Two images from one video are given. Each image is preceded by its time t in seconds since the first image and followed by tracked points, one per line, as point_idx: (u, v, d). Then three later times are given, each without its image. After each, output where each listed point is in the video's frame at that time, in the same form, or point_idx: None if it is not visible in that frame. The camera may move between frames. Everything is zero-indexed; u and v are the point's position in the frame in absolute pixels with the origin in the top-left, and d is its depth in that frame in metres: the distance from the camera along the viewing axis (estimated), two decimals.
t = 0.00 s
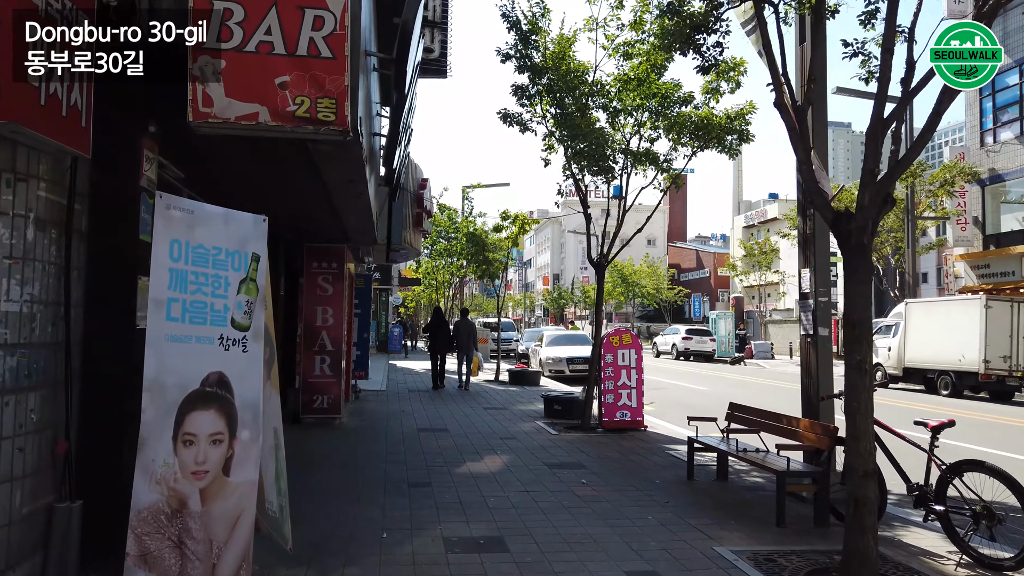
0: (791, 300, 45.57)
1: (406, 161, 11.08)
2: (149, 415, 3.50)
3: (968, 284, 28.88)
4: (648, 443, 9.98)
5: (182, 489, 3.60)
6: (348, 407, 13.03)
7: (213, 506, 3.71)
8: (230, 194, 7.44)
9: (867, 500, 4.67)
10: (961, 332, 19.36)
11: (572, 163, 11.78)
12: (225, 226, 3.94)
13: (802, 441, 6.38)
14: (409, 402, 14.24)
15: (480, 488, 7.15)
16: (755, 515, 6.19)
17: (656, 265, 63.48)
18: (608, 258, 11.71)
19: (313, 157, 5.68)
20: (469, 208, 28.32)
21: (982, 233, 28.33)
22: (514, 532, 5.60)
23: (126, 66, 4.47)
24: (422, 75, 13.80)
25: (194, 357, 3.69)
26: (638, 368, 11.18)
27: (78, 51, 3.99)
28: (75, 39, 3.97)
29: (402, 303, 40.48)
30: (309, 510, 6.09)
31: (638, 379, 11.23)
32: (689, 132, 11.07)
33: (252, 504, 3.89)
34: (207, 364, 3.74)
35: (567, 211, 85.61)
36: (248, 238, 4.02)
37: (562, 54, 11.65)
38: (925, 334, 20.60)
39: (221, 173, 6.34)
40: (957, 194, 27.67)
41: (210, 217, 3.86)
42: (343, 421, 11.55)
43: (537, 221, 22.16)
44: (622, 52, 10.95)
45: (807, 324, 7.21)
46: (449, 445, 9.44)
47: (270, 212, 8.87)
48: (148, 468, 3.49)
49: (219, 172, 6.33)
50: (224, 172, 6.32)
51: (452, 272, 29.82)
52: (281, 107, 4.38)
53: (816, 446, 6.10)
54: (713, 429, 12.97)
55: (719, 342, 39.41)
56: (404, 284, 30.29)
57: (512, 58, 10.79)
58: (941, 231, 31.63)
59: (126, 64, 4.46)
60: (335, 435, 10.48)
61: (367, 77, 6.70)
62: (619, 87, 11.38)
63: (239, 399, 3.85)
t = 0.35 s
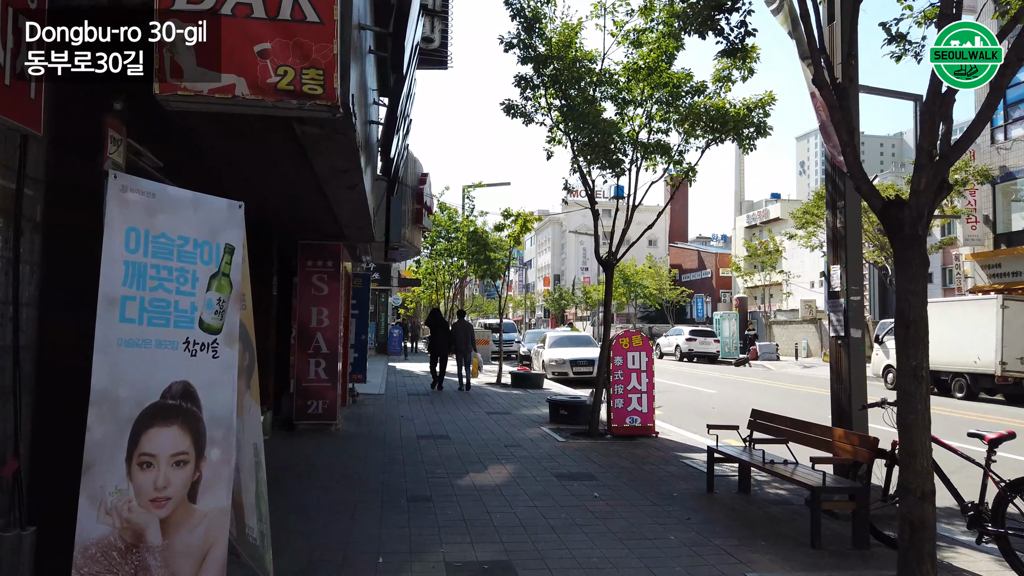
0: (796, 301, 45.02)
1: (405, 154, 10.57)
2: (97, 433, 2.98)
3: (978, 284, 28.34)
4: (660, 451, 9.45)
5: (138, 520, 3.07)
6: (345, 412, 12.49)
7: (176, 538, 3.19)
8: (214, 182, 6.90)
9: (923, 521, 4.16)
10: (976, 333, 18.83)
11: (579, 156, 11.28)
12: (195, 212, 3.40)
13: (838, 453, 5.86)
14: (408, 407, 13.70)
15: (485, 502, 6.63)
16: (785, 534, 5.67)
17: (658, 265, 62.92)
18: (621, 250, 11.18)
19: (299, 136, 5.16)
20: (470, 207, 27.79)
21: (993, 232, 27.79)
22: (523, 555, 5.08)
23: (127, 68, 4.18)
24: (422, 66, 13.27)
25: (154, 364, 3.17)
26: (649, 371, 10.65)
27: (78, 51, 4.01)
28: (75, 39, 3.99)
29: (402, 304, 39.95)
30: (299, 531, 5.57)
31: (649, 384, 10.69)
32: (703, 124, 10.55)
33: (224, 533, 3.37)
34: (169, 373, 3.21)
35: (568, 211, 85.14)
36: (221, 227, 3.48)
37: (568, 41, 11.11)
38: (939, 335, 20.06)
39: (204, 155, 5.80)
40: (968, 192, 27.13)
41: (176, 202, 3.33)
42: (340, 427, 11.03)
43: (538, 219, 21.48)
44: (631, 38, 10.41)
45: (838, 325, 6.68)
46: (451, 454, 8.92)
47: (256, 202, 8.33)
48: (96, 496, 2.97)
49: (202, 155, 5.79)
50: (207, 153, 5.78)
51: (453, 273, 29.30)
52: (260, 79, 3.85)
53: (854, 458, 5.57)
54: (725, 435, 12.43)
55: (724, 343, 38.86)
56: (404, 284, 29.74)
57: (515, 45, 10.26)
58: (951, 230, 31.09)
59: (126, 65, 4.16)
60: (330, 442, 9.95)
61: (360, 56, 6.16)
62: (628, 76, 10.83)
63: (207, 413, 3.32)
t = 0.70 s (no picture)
0: (801, 298, 44.53)
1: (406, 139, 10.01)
2: (30, 440, 2.45)
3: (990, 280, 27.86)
4: (677, 453, 8.90)
5: (82, 545, 2.54)
6: (343, 412, 11.95)
7: (132, 565, 2.65)
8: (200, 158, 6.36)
9: (1002, 541, 3.64)
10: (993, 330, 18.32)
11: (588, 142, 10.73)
12: (156, 177, 2.84)
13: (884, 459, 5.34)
14: (409, 406, 13.16)
15: (492, 511, 6.08)
16: (827, 550, 5.13)
17: (660, 263, 62.44)
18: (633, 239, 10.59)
19: (289, 103, 4.59)
20: (472, 202, 27.33)
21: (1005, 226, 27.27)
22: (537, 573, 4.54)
23: (126, 68, 3.72)
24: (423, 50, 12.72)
25: (104, 356, 2.62)
26: (662, 368, 10.13)
27: (77, 52, 3.49)
28: (74, 38, 3.47)
29: (402, 302, 39.49)
30: (289, 546, 5.03)
31: (662, 382, 10.16)
32: (718, 106, 9.98)
33: (191, 558, 2.82)
34: (124, 369, 2.67)
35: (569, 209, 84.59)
36: (188, 195, 2.95)
37: (575, 20, 10.54)
38: (954, 331, 19.55)
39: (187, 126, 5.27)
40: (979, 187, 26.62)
41: (133, 161, 2.77)
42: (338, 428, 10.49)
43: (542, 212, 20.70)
44: (642, 15, 9.85)
45: (877, 318, 6.15)
46: (454, 456, 8.37)
47: (246, 187, 7.79)
48: (32, 518, 2.43)
49: (189, 126, 5.24)
50: (189, 125, 5.26)
51: (453, 270, 28.76)
52: (239, 23, 3.57)
53: (906, 464, 5.05)
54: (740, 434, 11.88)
55: (728, 342, 38.42)
56: (405, 281, 29.24)
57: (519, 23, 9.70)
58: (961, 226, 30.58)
59: (126, 66, 3.69)
60: (326, 444, 9.40)
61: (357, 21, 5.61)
62: (638, 57, 10.28)
63: (171, 416, 2.79)
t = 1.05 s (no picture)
0: (805, 298, 44.00)
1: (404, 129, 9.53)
2: None
3: (1000, 280, 27.33)
4: (691, 462, 8.37)
5: None
6: (338, 417, 11.43)
7: None
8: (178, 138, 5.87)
9: None
10: (1009, 331, 17.81)
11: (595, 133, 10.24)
12: (97, 152, 2.32)
13: (934, 477, 4.85)
14: (407, 410, 12.64)
15: (496, 531, 5.55)
16: None
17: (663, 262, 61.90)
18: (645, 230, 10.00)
19: (264, 68, 4.16)
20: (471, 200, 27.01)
21: (1017, 225, 26.74)
22: None
23: (126, 67, 4.07)
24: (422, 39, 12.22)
25: (22, 368, 2.10)
26: (674, 372, 9.63)
27: (78, 52, 3.74)
28: (75, 39, 3.64)
29: (402, 302, 39.00)
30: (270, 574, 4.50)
31: (674, 386, 9.64)
32: (733, 95, 9.50)
33: None
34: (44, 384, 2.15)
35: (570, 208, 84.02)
36: (136, 170, 2.44)
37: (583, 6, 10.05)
38: (968, 332, 19.04)
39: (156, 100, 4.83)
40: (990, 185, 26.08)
41: (66, 130, 2.25)
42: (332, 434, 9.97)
43: (545, 210, 19.92)
44: None
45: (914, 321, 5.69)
46: (454, 466, 7.86)
47: (230, 176, 7.28)
48: None
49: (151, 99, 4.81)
50: (160, 97, 4.79)
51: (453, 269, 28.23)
52: None
53: (960, 483, 4.55)
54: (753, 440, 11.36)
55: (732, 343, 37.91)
56: (404, 281, 28.73)
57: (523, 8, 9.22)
58: (971, 225, 30.06)
59: (126, 65, 4.03)
60: (320, 452, 8.89)
61: None
62: (649, 44, 9.81)
63: (107, 441, 2.31)
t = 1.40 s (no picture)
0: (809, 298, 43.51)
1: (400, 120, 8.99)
2: None
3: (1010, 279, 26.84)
4: (705, 475, 7.82)
5: None
6: (330, 425, 10.89)
7: None
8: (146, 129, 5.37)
9: None
10: None
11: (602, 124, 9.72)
12: None
13: (997, 503, 4.21)
14: (403, 417, 12.08)
15: (498, 559, 5.00)
16: None
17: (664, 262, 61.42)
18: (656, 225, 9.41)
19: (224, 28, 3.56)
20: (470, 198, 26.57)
21: None
22: None
23: (127, 68, 3.74)
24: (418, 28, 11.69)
25: None
26: (685, 378, 9.10)
27: (77, 51, 3.61)
28: (75, 39, 3.60)
29: (402, 302, 38.50)
30: None
31: (686, 393, 9.10)
32: (750, 83, 8.97)
33: None
34: None
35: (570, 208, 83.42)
36: (44, 143, 2.22)
37: None
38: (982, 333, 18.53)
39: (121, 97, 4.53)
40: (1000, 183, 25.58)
41: None
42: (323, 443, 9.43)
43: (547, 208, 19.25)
44: None
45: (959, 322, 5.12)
46: (452, 482, 7.31)
47: (209, 169, 6.75)
48: None
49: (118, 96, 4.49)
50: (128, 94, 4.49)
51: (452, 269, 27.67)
52: None
53: None
54: (766, 448, 10.83)
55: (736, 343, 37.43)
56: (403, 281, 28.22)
57: None
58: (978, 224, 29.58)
59: (126, 66, 3.71)
60: (309, 464, 8.34)
61: None
62: (660, 30, 9.27)
63: None
